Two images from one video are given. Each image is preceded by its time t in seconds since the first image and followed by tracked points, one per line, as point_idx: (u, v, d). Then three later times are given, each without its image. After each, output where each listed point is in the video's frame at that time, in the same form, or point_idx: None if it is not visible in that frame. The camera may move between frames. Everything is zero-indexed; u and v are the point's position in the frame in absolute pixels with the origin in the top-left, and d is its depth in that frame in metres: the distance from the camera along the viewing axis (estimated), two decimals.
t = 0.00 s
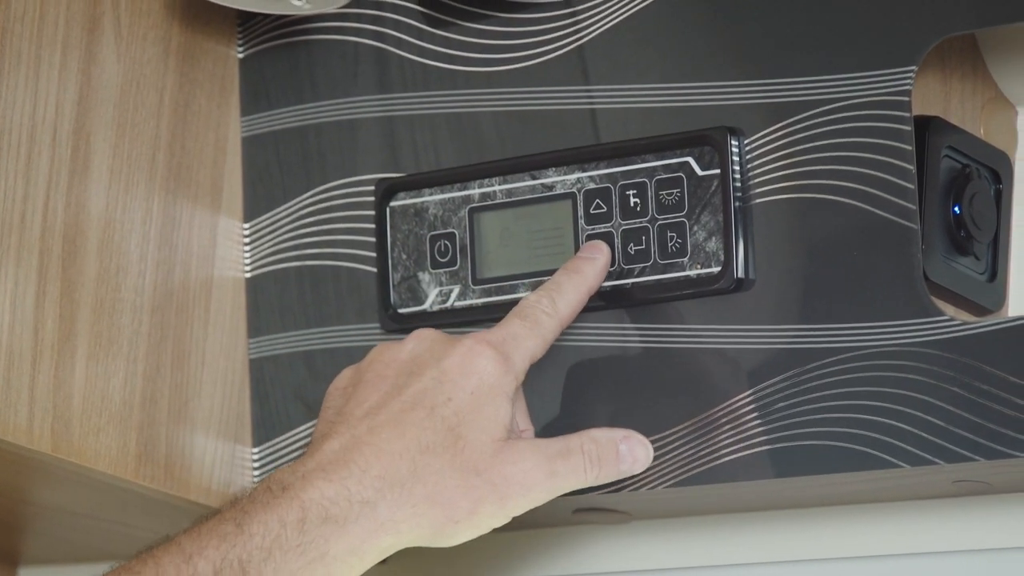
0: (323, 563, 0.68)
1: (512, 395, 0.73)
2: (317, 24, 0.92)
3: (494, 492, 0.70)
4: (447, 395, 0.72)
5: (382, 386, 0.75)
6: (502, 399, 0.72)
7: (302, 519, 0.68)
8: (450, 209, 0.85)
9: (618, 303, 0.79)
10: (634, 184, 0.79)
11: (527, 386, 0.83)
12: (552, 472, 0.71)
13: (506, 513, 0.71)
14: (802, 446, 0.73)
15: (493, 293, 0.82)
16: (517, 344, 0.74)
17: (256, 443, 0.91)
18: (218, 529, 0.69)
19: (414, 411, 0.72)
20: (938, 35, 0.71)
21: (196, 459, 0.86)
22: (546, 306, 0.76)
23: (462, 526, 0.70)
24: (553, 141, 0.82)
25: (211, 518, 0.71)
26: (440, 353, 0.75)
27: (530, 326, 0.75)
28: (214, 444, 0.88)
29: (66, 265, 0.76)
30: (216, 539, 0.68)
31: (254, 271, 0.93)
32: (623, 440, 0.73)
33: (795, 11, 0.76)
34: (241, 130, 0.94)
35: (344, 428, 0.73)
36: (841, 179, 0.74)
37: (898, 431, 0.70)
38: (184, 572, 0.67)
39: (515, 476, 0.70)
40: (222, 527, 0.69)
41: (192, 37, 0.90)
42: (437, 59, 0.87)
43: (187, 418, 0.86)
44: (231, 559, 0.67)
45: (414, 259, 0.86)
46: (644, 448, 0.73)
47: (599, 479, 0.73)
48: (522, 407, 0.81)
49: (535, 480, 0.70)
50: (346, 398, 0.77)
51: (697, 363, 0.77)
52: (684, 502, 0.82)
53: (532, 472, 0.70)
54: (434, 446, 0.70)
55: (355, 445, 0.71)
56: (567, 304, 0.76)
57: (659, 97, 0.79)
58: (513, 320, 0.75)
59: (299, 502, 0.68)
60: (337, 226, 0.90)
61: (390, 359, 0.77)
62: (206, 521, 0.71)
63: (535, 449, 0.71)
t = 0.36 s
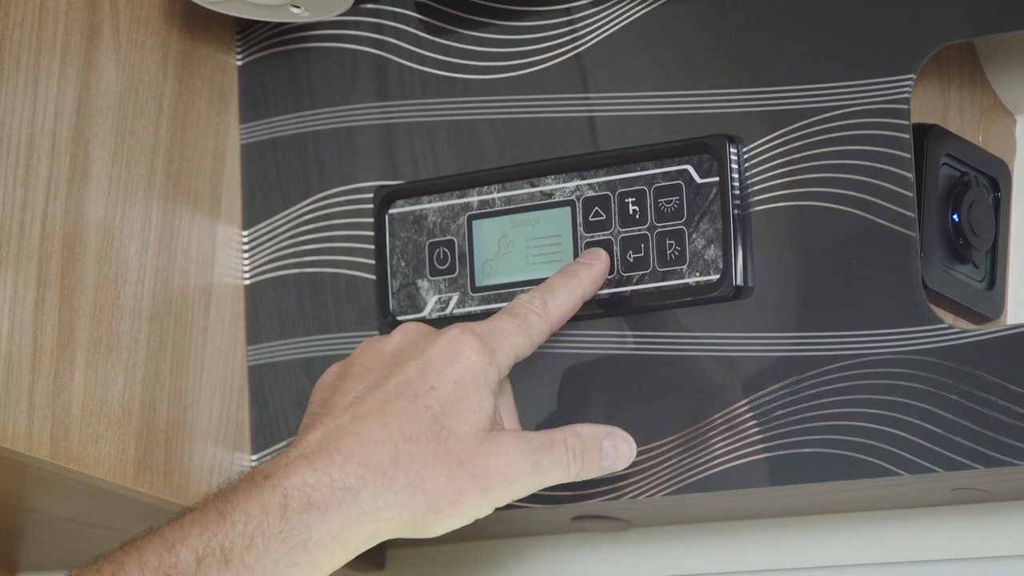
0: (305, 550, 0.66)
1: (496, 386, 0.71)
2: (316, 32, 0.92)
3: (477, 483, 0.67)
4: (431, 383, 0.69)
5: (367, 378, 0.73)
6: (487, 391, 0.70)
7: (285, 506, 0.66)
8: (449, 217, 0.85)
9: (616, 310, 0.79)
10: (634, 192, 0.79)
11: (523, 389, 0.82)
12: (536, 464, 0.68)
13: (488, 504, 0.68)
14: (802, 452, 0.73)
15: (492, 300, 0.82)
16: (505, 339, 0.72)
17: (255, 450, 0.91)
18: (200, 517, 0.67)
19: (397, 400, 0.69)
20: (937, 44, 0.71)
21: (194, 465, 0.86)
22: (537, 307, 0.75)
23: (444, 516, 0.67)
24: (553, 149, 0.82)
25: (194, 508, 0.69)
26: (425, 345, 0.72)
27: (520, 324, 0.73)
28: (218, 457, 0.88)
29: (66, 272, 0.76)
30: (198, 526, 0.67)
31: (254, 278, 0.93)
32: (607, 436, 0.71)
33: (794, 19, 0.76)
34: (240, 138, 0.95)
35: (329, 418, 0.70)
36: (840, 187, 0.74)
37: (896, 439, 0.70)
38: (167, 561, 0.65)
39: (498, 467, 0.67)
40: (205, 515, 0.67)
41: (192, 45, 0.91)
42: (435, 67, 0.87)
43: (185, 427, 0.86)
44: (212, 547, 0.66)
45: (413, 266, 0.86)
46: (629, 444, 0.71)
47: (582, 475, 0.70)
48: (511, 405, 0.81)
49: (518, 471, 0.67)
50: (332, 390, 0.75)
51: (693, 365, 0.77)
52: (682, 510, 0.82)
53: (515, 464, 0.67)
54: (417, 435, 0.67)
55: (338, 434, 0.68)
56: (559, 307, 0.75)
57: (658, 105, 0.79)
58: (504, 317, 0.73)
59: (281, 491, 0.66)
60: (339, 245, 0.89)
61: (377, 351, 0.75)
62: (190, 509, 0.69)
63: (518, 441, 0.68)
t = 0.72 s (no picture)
0: (312, 552, 0.66)
1: (505, 389, 0.70)
2: (317, 30, 0.92)
3: (486, 483, 0.66)
4: (438, 388, 0.69)
5: (374, 386, 0.73)
6: (494, 393, 0.69)
7: (291, 509, 0.67)
8: (450, 215, 0.85)
9: (618, 308, 0.79)
10: (635, 190, 0.79)
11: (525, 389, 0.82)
12: (545, 464, 0.67)
13: (498, 505, 0.67)
14: (803, 451, 0.73)
15: (493, 298, 0.82)
16: (511, 342, 0.72)
17: (257, 449, 0.91)
18: (209, 523, 0.69)
19: (404, 405, 0.69)
20: (938, 41, 0.71)
21: (196, 464, 0.86)
22: (542, 308, 0.74)
23: (454, 517, 0.67)
24: (554, 147, 0.82)
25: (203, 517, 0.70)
26: (432, 352, 0.73)
27: (527, 326, 0.73)
28: (215, 451, 0.87)
29: (67, 270, 0.76)
30: (205, 533, 0.68)
31: (255, 276, 0.93)
32: (619, 438, 0.71)
33: (795, 17, 0.76)
34: (242, 136, 0.95)
35: (337, 424, 0.71)
36: (841, 185, 0.74)
37: (898, 437, 0.70)
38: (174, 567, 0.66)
39: (506, 466, 0.67)
40: (213, 522, 0.68)
41: (193, 43, 0.90)
42: (437, 65, 0.87)
43: (187, 425, 0.85)
44: (220, 553, 0.67)
45: (415, 265, 0.86)
46: (640, 446, 0.70)
47: (593, 477, 0.69)
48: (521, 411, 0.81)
49: (527, 470, 0.66)
50: (341, 398, 0.74)
51: (697, 364, 0.77)
52: (685, 508, 0.82)
53: (524, 463, 0.67)
54: (426, 436, 0.67)
55: (345, 439, 0.69)
56: (565, 307, 0.75)
57: (660, 103, 0.79)
58: (510, 321, 0.73)
59: (287, 493, 0.67)
60: (339, 243, 0.89)
61: (384, 359, 0.75)
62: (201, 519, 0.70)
63: (526, 441, 0.67)
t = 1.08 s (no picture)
0: (312, 556, 0.66)
1: (501, 385, 0.71)
2: (315, 27, 0.92)
3: (484, 480, 0.66)
4: (434, 386, 0.69)
5: (370, 386, 0.73)
6: (490, 389, 0.70)
7: (290, 513, 0.67)
8: (448, 212, 0.85)
9: (616, 306, 0.79)
10: (633, 187, 0.79)
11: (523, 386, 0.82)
12: (543, 460, 0.67)
13: (498, 502, 0.67)
14: (800, 448, 0.73)
15: (491, 295, 0.82)
16: (507, 338, 0.72)
17: (254, 446, 0.91)
18: (208, 529, 0.69)
19: (399, 404, 0.69)
20: (937, 39, 0.71)
21: (194, 461, 0.86)
22: (538, 303, 0.75)
23: (452, 516, 0.67)
24: (552, 144, 0.82)
25: (204, 521, 0.70)
26: (426, 350, 0.73)
27: (522, 322, 0.73)
28: (212, 447, 0.87)
29: (65, 266, 0.76)
30: (205, 539, 0.68)
31: (253, 273, 0.93)
32: (617, 431, 0.71)
33: (793, 15, 0.76)
34: (240, 133, 0.95)
35: (334, 426, 0.71)
36: (838, 182, 0.74)
37: (895, 434, 0.70)
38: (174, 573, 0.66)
39: (504, 463, 0.67)
40: (214, 527, 0.69)
41: (191, 40, 0.90)
42: (435, 63, 0.87)
43: (184, 423, 0.85)
44: (219, 558, 0.67)
45: (413, 262, 0.86)
46: (639, 437, 0.71)
47: (592, 471, 0.70)
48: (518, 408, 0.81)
49: (525, 466, 0.67)
50: (336, 399, 0.75)
51: (694, 362, 0.77)
52: (682, 506, 0.82)
53: (522, 459, 0.67)
54: (423, 436, 0.67)
55: (342, 441, 0.69)
56: (561, 303, 0.75)
57: (658, 101, 0.79)
58: (505, 317, 0.73)
59: (286, 498, 0.67)
60: (337, 240, 0.89)
61: (380, 361, 0.75)
62: (201, 523, 0.70)
63: (523, 436, 0.67)
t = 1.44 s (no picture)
0: (317, 563, 0.66)
1: (504, 391, 0.71)
2: (317, 35, 0.92)
3: (488, 489, 0.67)
4: (438, 392, 0.69)
5: (375, 389, 0.73)
6: (494, 395, 0.70)
7: (295, 520, 0.66)
8: (450, 220, 0.85)
9: (617, 313, 0.79)
10: (635, 195, 0.79)
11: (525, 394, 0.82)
12: (547, 469, 0.68)
13: (501, 510, 0.68)
14: (803, 456, 0.73)
15: (494, 303, 0.82)
16: (509, 343, 0.72)
17: (257, 454, 0.91)
18: (212, 534, 0.67)
19: (404, 410, 0.69)
20: (938, 46, 0.71)
21: (196, 470, 0.86)
22: (540, 308, 0.74)
23: (457, 522, 0.67)
24: (554, 151, 0.82)
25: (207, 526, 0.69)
26: (430, 353, 0.73)
27: (524, 327, 0.73)
28: (215, 458, 0.87)
29: (67, 274, 0.76)
30: (209, 545, 0.66)
31: (255, 281, 0.93)
32: (617, 440, 0.71)
33: (795, 23, 0.76)
34: (241, 140, 0.94)
35: (337, 430, 0.70)
36: (840, 189, 0.74)
37: (898, 442, 0.70)
38: None
39: (509, 472, 0.67)
40: (217, 533, 0.67)
41: (192, 47, 0.90)
42: (436, 70, 0.87)
43: (186, 431, 0.85)
44: (224, 565, 0.65)
45: (415, 269, 0.86)
46: (639, 446, 0.71)
47: (593, 478, 0.70)
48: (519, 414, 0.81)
49: (529, 475, 0.67)
50: (339, 403, 0.74)
51: (697, 370, 0.77)
52: (685, 513, 0.82)
53: (526, 468, 0.67)
54: (427, 443, 0.67)
55: (348, 446, 0.68)
56: (563, 307, 0.75)
57: (660, 108, 0.79)
58: (507, 321, 0.73)
59: (291, 504, 0.67)
60: (340, 247, 0.89)
61: (384, 364, 0.75)
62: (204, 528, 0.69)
63: (527, 445, 0.68)
